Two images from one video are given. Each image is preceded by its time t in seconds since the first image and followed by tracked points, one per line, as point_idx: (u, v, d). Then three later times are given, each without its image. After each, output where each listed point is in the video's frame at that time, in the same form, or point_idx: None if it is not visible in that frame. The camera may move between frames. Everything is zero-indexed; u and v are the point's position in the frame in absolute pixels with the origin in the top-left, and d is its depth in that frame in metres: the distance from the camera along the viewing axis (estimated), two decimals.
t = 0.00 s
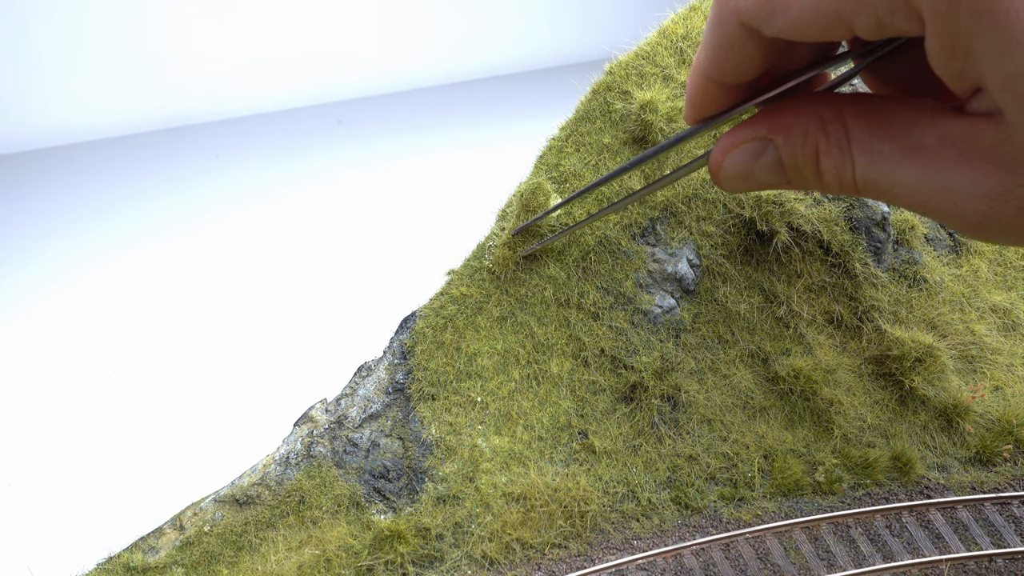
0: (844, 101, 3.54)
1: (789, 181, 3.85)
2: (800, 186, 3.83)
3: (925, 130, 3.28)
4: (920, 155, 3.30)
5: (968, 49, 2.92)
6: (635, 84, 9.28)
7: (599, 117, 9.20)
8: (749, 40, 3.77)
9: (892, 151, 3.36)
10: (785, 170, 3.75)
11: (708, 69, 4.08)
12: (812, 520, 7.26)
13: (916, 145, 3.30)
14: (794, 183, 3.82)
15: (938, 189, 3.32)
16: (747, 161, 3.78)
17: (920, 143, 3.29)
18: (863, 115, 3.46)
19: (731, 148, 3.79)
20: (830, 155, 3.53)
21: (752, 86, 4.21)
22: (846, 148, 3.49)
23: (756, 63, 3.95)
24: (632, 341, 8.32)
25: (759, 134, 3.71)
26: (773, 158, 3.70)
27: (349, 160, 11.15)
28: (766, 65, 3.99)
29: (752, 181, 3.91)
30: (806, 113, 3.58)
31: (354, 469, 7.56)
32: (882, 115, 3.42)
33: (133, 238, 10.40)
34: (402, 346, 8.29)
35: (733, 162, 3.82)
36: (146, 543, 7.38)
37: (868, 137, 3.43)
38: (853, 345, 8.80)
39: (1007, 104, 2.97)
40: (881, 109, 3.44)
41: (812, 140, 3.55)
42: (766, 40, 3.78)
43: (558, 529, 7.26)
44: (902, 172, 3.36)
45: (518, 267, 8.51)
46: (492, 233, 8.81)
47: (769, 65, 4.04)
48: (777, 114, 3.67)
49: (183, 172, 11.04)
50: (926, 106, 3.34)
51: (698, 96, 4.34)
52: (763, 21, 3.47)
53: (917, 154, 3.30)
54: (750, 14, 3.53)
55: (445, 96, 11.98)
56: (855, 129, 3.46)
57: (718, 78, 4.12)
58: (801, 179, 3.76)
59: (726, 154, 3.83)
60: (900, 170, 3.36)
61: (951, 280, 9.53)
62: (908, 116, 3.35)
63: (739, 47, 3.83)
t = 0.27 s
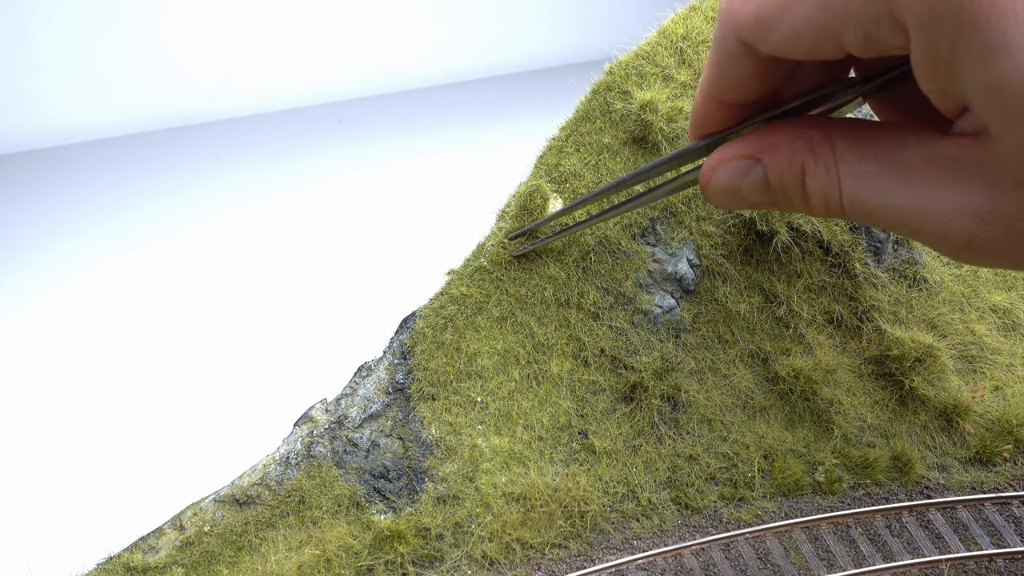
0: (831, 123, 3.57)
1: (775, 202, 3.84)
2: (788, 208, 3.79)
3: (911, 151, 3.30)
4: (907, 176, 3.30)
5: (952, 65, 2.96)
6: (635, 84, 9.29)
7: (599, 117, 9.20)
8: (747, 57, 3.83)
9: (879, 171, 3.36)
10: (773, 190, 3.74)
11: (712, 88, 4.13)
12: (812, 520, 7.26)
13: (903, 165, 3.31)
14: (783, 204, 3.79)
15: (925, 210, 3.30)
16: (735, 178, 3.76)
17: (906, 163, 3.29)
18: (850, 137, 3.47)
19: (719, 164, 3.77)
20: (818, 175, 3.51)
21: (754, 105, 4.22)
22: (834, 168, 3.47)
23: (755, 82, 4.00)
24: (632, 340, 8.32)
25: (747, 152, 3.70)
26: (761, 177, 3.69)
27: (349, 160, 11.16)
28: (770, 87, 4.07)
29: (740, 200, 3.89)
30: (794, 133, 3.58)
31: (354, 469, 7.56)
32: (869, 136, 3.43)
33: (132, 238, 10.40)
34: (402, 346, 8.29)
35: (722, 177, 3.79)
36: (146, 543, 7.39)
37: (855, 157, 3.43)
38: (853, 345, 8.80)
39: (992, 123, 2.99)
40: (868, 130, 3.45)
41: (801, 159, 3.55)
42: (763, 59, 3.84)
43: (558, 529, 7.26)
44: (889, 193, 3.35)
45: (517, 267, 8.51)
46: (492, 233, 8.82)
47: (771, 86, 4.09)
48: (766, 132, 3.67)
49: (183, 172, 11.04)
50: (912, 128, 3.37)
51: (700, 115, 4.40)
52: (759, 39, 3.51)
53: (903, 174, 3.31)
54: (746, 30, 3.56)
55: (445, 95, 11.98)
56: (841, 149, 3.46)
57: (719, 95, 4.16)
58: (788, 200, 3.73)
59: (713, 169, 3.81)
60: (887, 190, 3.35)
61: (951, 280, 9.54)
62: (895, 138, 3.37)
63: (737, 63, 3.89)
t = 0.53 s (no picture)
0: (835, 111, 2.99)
1: (771, 199, 3.20)
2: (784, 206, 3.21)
3: (926, 141, 2.74)
4: (922, 169, 2.72)
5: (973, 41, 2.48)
6: (635, 84, 9.29)
7: (599, 116, 9.20)
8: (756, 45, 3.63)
9: (889, 163, 2.77)
10: (768, 184, 3.10)
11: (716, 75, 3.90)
12: (812, 520, 7.25)
13: (917, 157, 2.73)
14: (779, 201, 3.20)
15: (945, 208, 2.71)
16: (734, 164, 3.04)
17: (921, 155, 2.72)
18: (857, 125, 2.89)
19: (716, 149, 3.05)
20: (819, 167, 2.91)
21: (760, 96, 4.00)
22: (837, 160, 2.88)
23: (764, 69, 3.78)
24: (632, 340, 8.32)
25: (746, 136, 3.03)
26: (758, 168, 3.05)
27: (349, 160, 11.15)
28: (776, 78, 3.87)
29: (737, 190, 3.16)
30: (791, 118, 2.98)
31: (354, 469, 7.56)
32: (878, 124, 2.85)
33: (132, 238, 10.40)
34: (402, 346, 8.29)
35: (718, 165, 3.05)
36: (146, 543, 7.39)
37: (862, 146, 2.83)
38: (853, 345, 8.80)
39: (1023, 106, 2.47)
40: (876, 118, 2.88)
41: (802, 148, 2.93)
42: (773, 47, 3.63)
43: (558, 529, 7.25)
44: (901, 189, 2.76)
45: (516, 267, 8.51)
46: (492, 233, 8.81)
47: (779, 75, 3.86)
48: (757, 119, 3.06)
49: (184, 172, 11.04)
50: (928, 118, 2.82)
51: (702, 103, 4.17)
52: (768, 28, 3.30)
53: (918, 168, 2.73)
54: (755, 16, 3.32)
55: (445, 96, 11.97)
56: (846, 138, 2.87)
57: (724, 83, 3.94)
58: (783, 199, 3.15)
59: (705, 157, 3.08)
60: (898, 185, 2.76)
61: (951, 280, 9.54)
62: (908, 126, 2.81)
63: (745, 52, 3.69)
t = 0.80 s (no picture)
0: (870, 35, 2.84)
1: (797, 130, 3.08)
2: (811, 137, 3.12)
3: (965, 67, 2.67)
4: (960, 97, 2.68)
5: None
6: (635, 84, 9.29)
7: (599, 116, 9.19)
8: None
9: (927, 92, 2.72)
10: (796, 117, 2.97)
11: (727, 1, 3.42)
12: (812, 520, 7.26)
13: (957, 82, 2.67)
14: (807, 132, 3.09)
15: (981, 135, 2.69)
16: (762, 100, 2.87)
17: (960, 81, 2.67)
18: (890, 51, 2.78)
19: (741, 85, 2.85)
20: (853, 99, 2.83)
21: (776, 24, 3.59)
22: (872, 90, 2.80)
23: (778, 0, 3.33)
24: (632, 340, 8.31)
25: (775, 67, 2.81)
26: (789, 100, 2.86)
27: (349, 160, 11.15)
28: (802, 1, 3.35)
29: (765, 126, 3.03)
30: (826, 46, 2.80)
31: (354, 469, 7.56)
32: (914, 50, 2.76)
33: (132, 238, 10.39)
34: (402, 346, 8.29)
35: (745, 101, 2.88)
36: (146, 543, 7.39)
37: (899, 74, 2.75)
38: (853, 345, 8.80)
39: None
40: (912, 43, 2.78)
41: (834, 80, 2.81)
42: None
43: (558, 529, 7.26)
44: (938, 117, 2.72)
45: (516, 268, 8.51)
46: (492, 233, 8.81)
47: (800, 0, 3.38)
48: (788, 46, 2.86)
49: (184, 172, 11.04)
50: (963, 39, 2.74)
51: (714, 32, 3.78)
52: None
53: (956, 96, 2.68)
54: None
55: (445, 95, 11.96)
56: (882, 65, 2.78)
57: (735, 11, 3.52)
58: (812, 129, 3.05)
59: (733, 93, 2.89)
60: (935, 115, 2.72)
61: (951, 280, 9.54)
62: (945, 49, 2.72)
63: None
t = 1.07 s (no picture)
0: (840, 93, 2.96)
1: (773, 180, 3.21)
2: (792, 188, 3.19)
3: (924, 123, 2.70)
4: (920, 152, 2.70)
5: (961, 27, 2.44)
6: (635, 84, 9.29)
7: (599, 116, 9.19)
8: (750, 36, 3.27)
9: (887, 146, 2.76)
10: (770, 168, 3.13)
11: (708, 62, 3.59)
12: (812, 519, 7.26)
13: (915, 138, 2.71)
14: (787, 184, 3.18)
15: (941, 189, 2.72)
16: (735, 151, 3.12)
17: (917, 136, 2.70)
18: (856, 106, 2.87)
19: (717, 136, 3.14)
20: (819, 153, 2.90)
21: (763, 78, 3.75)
22: (835, 143, 2.88)
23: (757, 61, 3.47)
24: (632, 340, 8.32)
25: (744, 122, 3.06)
26: (761, 151, 3.06)
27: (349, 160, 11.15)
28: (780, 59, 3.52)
29: (743, 175, 3.22)
30: (795, 103, 2.98)
31: (354, 469, 7.56)
32: (878, 105, 2.83)
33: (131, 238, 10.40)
34: (402, 346, 8.29)
35: (720, 151, 3.16)
36: (146, 543, 7.39)
37: (860, 128, 2.82)
38: (853, 345, 8.80)
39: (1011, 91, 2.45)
40: (877, 99, 2.85)
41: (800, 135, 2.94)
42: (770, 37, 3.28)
43: (558, 529, 7.26)
44: (899, 171, 2.76)
45: (517, 268, 8.49)
46: (492, 233, 8.81)
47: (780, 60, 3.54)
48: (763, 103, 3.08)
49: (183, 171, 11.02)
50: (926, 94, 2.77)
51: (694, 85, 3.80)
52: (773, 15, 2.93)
53: (918, 149, 2.71)
54: None
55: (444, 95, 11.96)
56: (845, 120, 2.86)
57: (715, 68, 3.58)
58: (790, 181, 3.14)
59: (711, 143, 3.18)
60: (895, 169, 2.76)
61: (951, 280, 9.55)
62: (909, 102, 2.76)
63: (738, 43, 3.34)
